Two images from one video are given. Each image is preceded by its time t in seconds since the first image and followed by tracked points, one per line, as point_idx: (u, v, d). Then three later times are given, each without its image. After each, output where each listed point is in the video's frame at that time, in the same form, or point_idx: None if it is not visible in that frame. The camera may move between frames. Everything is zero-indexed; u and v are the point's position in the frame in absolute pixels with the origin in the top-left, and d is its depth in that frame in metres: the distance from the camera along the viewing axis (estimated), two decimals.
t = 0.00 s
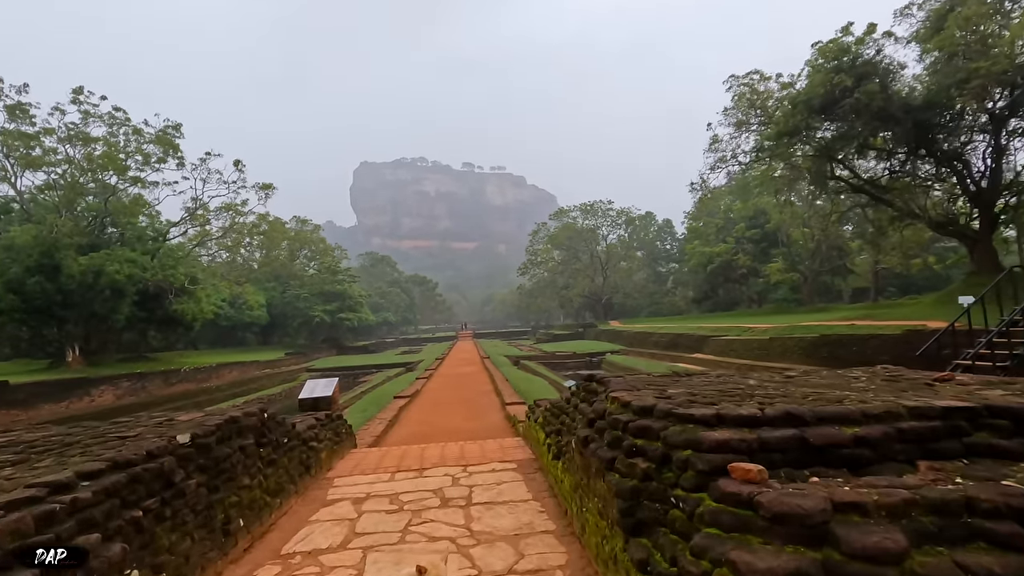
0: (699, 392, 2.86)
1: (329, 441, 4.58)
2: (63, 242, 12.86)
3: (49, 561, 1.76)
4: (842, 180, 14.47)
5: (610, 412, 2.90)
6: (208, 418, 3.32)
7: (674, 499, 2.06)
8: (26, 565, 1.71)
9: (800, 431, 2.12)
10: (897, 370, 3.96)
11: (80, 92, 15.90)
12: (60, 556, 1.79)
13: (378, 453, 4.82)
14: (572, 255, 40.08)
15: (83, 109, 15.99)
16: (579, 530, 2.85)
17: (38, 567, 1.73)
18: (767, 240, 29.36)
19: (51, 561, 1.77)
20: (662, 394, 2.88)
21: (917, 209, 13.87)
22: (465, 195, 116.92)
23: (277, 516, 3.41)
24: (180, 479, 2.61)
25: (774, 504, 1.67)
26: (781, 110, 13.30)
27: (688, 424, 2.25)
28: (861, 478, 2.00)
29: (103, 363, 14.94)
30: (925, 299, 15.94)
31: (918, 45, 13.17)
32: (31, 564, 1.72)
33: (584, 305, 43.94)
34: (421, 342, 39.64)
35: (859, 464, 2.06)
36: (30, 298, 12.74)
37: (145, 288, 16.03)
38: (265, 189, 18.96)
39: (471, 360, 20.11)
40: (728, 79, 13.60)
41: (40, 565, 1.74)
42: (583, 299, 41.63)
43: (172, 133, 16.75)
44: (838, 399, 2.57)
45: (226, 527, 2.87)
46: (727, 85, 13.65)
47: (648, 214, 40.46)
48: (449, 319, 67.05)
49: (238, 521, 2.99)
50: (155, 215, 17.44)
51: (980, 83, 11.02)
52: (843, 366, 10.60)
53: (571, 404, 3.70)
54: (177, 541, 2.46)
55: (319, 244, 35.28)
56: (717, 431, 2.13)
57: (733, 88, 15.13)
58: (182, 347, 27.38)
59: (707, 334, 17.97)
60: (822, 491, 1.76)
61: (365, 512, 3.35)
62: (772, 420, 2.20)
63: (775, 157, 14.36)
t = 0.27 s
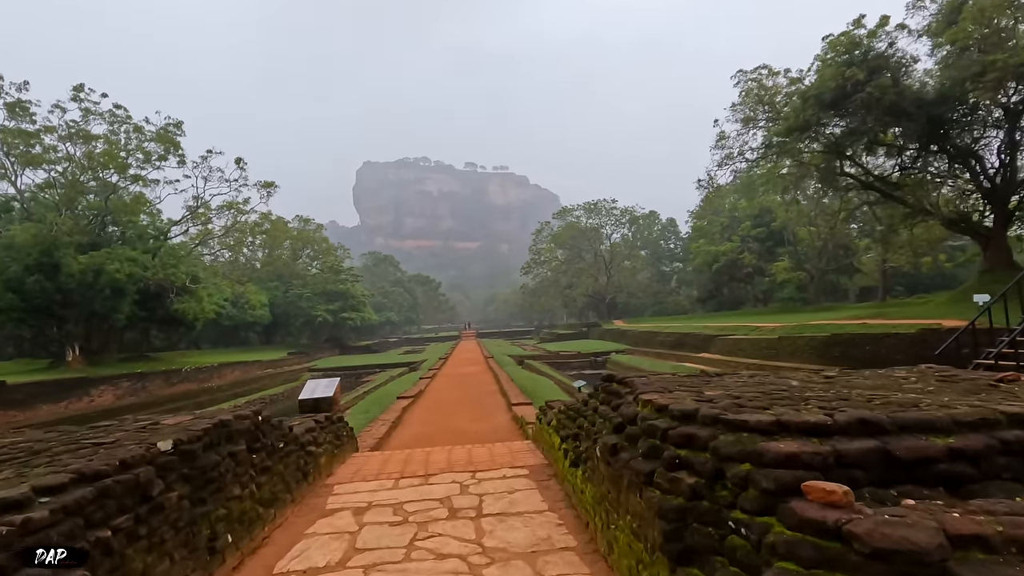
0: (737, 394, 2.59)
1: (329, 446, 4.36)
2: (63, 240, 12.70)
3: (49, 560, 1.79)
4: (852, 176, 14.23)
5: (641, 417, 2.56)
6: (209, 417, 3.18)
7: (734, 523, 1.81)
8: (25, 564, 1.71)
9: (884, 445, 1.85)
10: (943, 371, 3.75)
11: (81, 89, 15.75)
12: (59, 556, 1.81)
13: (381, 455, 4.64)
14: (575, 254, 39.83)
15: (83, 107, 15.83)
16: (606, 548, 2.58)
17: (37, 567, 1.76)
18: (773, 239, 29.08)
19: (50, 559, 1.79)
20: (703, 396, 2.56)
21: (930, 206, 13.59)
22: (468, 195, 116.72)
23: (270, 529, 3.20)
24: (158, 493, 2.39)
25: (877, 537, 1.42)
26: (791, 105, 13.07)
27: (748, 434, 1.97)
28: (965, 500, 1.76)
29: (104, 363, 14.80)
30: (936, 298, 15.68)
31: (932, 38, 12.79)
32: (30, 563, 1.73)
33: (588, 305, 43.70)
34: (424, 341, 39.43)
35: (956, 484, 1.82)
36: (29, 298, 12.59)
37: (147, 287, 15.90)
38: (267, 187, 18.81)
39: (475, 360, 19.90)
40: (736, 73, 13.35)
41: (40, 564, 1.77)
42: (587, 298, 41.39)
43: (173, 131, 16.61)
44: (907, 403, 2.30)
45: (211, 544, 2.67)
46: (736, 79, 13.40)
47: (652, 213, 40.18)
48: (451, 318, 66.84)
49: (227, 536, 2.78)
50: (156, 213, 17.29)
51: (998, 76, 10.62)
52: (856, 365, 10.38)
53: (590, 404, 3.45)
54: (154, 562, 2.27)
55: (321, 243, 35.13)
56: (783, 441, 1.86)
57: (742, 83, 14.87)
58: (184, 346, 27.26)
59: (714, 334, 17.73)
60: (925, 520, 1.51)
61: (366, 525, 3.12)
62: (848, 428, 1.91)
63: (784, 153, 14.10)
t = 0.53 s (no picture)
0: (786, 407, 2.23)
1: (324, 456, 3.99)
2: (60, 239, 12.53)
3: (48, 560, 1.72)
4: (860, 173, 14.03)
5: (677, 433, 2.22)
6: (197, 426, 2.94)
7: (807, 574, 1.44)
8: (26, 564, 1.64)
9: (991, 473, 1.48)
10: (994, 381, 3.46)
11: (79, 87, 15.59)
12: (59, 556, 1.74)
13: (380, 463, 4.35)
14: (578, 253, 39.62)
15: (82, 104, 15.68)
16: None
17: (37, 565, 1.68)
18: (777, 237, 28.85)
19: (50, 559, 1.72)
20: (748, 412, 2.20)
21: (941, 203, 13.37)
22: (470, 194, 116.57)
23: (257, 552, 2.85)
24: (125, 520, 2.05)
25: None
26: (799, 101, 12.84)
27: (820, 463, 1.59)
28: None
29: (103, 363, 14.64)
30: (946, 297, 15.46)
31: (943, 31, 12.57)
32: (30, 562, 1.65)
33: (591, 304, 43.50)
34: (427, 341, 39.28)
35: None
36: (27, 297, 12.43)
37: (147, 285, 15.74)
38: (268, 185, 18.64)
39: (477, 359, 19.72)
40: (743, 70, 13.14)
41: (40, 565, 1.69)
42: (590, 297, 41.18)
43: (172, 129, 16.46)
44: (1001, 424, 1.90)
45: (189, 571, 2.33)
46: (742, 75, 13.19)
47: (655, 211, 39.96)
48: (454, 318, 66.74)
49: (206, 565, 2.43)
50: (155, 212, 17.13)
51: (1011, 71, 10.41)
52: (867, 366, 10.18)
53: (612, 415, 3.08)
54: None
55: (323, 242, 35.00)
56: (862, 473, 1.49)
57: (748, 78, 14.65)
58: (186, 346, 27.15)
59: (720, 333, 17.52)
60: None
61: (362, 548, 2.75)
62: (943, 458, 1.52)
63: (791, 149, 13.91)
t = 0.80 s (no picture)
0: (821, 420, 1.98)
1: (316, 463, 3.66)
2: (58, 238, 12.40)
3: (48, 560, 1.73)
4: (868, 170, 13.82)
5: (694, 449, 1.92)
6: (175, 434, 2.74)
7: None
8: (26, 565, 1.65)
9: None
10: None
11: (78, 84, 15.46)
12: (60, 555, 1.74)
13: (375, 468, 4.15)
14: (580, 252, 39.41)
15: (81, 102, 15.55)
16: None
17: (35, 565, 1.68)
18: (782, 235, 28.61)
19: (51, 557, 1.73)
20: (777, 425, 1.93)
21: (950, 201, 13.18)
22: (472, 193, 116.44)
23: None
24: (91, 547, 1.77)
25: None
26: (806, 96, 12.64)
27: (881, 496, 1.33)
28: None
29: (102, 363, 14.51)
30: (954, 296, 15.24)
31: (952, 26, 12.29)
32: (30, 563, 1.67)
33: (593, 303, 43.31)
34: (429, 340, 39.12)
35: None
36: (24, 297, 12.30)
37: (146, 285, 15.60)
38: (268, 183, 18.50)
39: (479, 359, 19.54)
40: (749, 64, 12.88)
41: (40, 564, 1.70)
42: (593, 296, 40.98)
43: (172, 127, 16.33)
44: None
45: None
46: (749, 70, 12.94)
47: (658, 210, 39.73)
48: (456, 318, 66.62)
49: None
50: (155, 211, 17.02)
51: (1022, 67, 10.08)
52: (876, 366, 9.98)
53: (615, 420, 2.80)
54: None
55: (325, 241, 34.92)
56: (939, 512, 1.24)
57: (754, 74, 14.43)
58: (187, 346, 27.05)
59: (724, 333, 17.34)
60: None
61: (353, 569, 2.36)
62: None
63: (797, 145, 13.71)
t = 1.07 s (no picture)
0: (864, 451, 1.74)
1: (300, 478, 3.36)
2: (54, 237, 12.27)
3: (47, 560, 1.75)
4: (876, 169, 13.60)
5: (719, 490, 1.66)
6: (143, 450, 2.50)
7: None
8: (26, 564, 1.66)
9: None
10: None
11: (76, 82, 15.34)
12: (60, 555, 1.77)
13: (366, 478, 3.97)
14: (583, 251, 39.17)
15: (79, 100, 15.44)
16: None
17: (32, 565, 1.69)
18: (787, 235, 28.33)
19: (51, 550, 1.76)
20: (818, 458, 1.68)
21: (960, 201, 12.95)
22: (475, 193, 116.27)
23: None
24: None
25: None
26: (813, 94, 12.43)
27: (973, 567, 1.10)
28: None
29: (99, 364, 14.38)
30: (963, 296, 14.99)
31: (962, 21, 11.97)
32: (30, 563, 1.68)
33: (596, 303, 43.09)
34: (431, 340, 38.95)
35: None
36: (21, 297, 12.18)
37: (143, 285, 15.46)
38: (268, 182, 18.36)
39: (481, 360, 19.34)
40: (756, 61, 12.67)
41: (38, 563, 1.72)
42: (595, 296, 40.75)
43: (171, 125, 16.21)
44: None
45: None
46: (755, 67, 12.73)
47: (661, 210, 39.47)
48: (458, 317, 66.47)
49: None
50: (154, 210, 16.88)
51: None
52: (885, 368, 9.76)
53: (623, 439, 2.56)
54: None
55: (326, 241, 34.80)
56: None
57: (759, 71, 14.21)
58: (188, 346, 26.95)
59: (729, 333, 17.12)
60: None
61: None
62: None
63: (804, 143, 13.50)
